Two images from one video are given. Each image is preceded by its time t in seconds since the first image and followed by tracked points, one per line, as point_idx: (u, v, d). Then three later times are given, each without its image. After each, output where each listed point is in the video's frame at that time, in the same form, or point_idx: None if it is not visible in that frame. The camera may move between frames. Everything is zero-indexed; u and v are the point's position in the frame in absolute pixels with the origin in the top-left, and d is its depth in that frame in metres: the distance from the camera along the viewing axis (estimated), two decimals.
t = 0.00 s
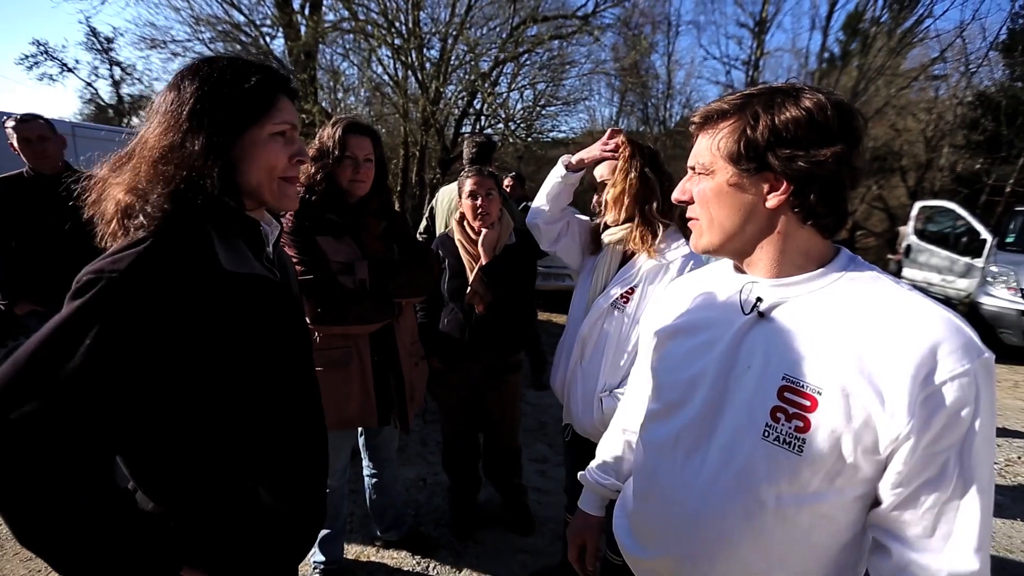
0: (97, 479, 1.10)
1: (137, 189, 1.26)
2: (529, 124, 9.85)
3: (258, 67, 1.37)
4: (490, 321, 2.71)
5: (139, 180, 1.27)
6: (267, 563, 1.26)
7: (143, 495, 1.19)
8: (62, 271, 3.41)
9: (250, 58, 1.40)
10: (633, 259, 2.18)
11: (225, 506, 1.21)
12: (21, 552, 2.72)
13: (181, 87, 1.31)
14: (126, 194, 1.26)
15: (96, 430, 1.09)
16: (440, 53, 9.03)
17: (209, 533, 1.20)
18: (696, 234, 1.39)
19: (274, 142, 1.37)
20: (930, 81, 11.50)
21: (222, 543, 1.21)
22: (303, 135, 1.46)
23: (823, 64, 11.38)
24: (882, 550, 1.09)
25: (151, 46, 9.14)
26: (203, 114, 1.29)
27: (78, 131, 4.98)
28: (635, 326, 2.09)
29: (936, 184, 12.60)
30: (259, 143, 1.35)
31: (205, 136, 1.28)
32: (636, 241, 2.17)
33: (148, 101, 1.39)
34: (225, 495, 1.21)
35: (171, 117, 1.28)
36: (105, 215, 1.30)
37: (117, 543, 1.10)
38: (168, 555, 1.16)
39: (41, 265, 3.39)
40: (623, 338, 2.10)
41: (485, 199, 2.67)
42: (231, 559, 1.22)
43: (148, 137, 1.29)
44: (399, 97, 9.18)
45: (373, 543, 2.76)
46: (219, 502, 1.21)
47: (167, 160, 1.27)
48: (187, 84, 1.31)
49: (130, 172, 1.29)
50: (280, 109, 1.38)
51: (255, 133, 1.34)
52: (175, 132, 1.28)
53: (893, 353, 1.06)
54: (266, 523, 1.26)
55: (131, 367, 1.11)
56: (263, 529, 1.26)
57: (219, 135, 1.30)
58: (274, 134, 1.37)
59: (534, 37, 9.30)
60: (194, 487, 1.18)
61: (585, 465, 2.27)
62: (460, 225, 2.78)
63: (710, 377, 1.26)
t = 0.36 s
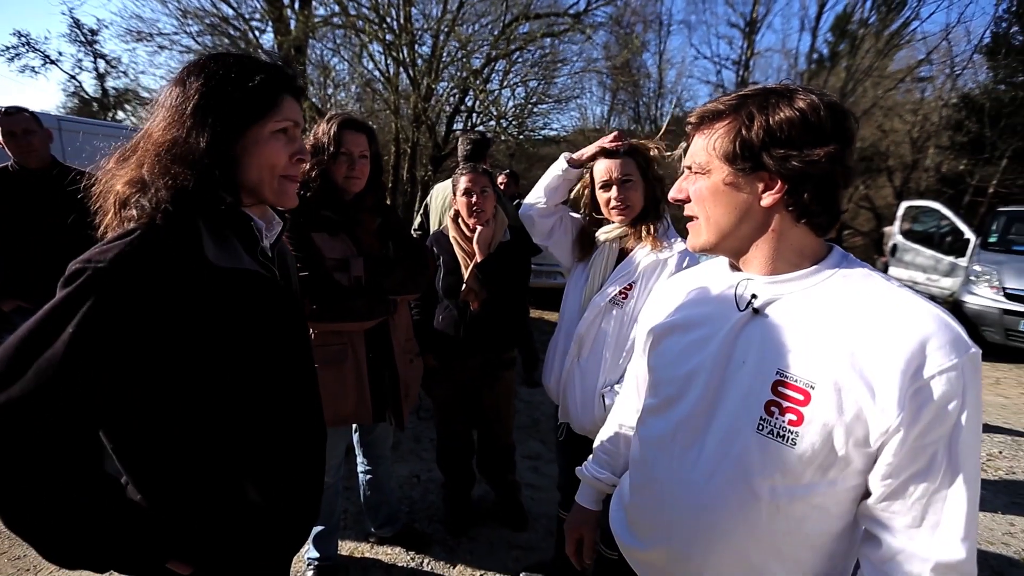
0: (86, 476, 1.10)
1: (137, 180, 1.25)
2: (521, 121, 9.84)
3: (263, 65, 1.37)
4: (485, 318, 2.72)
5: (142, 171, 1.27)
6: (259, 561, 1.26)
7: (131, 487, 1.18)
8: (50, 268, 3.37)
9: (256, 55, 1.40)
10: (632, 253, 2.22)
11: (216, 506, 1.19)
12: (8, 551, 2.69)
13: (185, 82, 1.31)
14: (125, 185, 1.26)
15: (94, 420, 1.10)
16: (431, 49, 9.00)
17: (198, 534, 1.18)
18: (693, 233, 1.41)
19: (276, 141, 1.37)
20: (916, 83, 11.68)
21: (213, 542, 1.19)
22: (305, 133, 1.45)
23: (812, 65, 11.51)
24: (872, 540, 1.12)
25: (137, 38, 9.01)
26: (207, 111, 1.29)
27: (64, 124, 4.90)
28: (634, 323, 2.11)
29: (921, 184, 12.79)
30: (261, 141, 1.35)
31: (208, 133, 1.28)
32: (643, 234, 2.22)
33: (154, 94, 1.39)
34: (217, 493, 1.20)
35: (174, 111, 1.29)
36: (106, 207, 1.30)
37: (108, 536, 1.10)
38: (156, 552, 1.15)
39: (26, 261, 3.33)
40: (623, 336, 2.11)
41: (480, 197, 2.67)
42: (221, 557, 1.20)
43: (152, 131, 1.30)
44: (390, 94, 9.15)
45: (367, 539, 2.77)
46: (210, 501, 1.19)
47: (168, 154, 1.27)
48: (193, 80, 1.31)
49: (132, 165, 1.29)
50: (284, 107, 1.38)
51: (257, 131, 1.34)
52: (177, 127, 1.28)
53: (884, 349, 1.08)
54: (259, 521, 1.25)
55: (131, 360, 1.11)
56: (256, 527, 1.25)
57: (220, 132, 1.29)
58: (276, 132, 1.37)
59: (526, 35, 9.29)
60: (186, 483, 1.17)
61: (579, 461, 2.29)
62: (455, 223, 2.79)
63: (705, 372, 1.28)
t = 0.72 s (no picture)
0: (90, 477, 1.08)
1: (146, 179, 1.25)
2: (516, 120, 9.81)
3: (280, 68, 1.38)
4: (483, 317, 2.71)
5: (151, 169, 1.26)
6: (265, 559, 1.25)
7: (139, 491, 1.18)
8: (43, 266, 3.33)
9: (267, 55, 1.39)
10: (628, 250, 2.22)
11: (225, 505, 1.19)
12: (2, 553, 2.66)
13: (193, 77, 1.30)
14: (133, 184, 1.26)
15: (98, 424, 1.08)
16: (426, 47, 8.97)
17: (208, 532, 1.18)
18: (697, 231, 1.42)
19: (285, 142, 1.36)
20: (908, 82, 11.77)
21: (222, 542, 1.19)
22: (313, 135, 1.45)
23: (805, 64, 11.57)
24: (874, 534, 1.13)
25: (129, 34, 8.92)
26: (218, 110, 1.28)
27: (56, 122, 4.82)
28: (632, 320, 2.13)
29: (914, 183, 12.88)
30: (270, 142, 1.34)
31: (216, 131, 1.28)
32: (637, 234, 2.23)
33: (159, 88, 1.38)
34: (226, 492, 1.19)
35: (182, 108, 1.28)
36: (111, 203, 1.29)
37: (114, 540, 1.10)
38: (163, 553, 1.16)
39: (18, 259, 3.30)
40: (621, 333, 2.12)
41: (478, 195, 2.66)
42: (228, 558, 1.20)
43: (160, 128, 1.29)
44: (385, 92, 9.12)
45: (365, 538, 2.76)
46: (218, 500, 1.18)
47: (177, 152, 1.26)
48: (204, 77, 1.29)
49: (139, 163, 1.28)
50: (296, 110, 1.38)
51: (267, 131, 1.34)
52: (186, 124, 1.27)
53: (886, 346, 1.09)
54: (265, 520, 1.25)
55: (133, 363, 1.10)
56: (264, 526, 1.24)
57: (228, 129, 1.29)
58: (284, 132, 1.36)
59: (521, 33, 9.27)
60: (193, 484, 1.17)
61: (578, 459, 2.29)
62: (453, 221, 2.79)
63: (708, 370, 1.29)
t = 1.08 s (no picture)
0: (94, 477, 1.07)
1: (159, 179, 1.26)
2: (515, 120, 9.80)
3: (291, 69, 1.38)
4: (483, 317, 2.71)
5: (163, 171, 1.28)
6: (271, 559, 1.26)
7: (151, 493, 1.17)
8: (43, 265, 3.32)
9: (276, 56, 1.39)
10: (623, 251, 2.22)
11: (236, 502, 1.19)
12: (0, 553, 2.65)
13: (202, 77, 1.30)
14: (146, 184, 1.26)
15: (105, 426, 1.08)
16: (425, 47, 8.97)
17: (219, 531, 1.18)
18: (705, 233, 1.41)
19: (291, 140, 1.36)
20: (906, 85, 11.83)
21: (230, 540, 1.19)
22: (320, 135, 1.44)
23: (804, 66, 11.60)
24: (875, 534, 1.13)
25: (127, 32, 8.90)
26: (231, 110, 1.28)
27: (55, 119, 4.86)
28: (628, 319, 2.12)
29: (911, 185, 12.91)
30: (279, 140, 1.34)
31: (225, 130, 1.28)
32: (630, 235, 2.23)
33: (168, 90, 1.38)
34: (235, 491, 1.20)
35: (192, 108, 1.27)
36: (124, 203, 1.30)
37: (124, 541, 1.09)
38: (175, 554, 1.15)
39: (9, 256, 3.28)
40: (617, 332, 2.13)
41: (479, 195, 2.66)
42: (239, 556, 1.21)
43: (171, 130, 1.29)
44: (384, 91, 9.12)
45: (365, 538, 2.76)
46: (230, 498, 1.19)
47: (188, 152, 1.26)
48: (217, 77, 1.30)
49: (154, 163, 1.30)
50: (304, 109, 1.38)
51: (275, 131, 1.33)
52: (195, 124, 1.27)
53: (888, 346, 1.10)
54: (273, 518, 1.25)
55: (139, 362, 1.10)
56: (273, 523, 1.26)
57: (237, 129, 1.28)
58: (292, 131, 1.36)
59: (521, 33, 9.28)
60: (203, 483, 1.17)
61: (578, 460, 2.30)
62: (453, 222, 2.79)
63: (711, 371, 1.29)
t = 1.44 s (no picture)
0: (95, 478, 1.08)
1: (163, 178, 1.27)
2: (514, 118, 9.78)
3: (288, 63, 1.36)
4: (483, 316, 2.72)
5: (167, 169, 1.28)
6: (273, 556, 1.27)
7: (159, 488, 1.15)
8: (42, 265, 3.32)
9: (279, 55, 1.39)
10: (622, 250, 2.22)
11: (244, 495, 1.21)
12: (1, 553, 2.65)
13: (208, 77, 1.31)
14: (150, 181, 1.27)
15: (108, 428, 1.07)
16: (425, 45, 8.96)
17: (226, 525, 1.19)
18: (715, 233, 1.37)
19: (292, 139, 1.35)
20: (905, 83, 11.85)
21: (240, 539, 1.21)
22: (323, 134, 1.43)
23: (803, 64, 11.60)
24: (874, 524, 1.14)
25: (125, 31, 8.88)
26: (234, 108, 1.28)
27: (53, 118, 4.85)
28: (628, 318, 2.13)
29: (911, 183, 12.91)
30: (279, 139, 1.34)
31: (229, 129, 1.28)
32: (629, 234, 2.23)
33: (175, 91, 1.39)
34: (241, 491, 1.21)
35: (197, 107, 1.28)
36: (127, 204, 1.30)
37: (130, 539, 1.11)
38: (179, 551, 1.16)
39: (8, 256, 3.27)
40: (617, 330, 2.13)
41: (478, 194, 2.66)
42: (245, 551, 1.22)
43: (175, 128, 1.30)
44: (383, 90, 9.11)
45: (365, 537, 2.76)
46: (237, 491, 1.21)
47: (192, 149, 1.27)
48: (218, 77, 1.30)
49: (159, 164, 1.30)
50: (304, 107, 1.37)
51: (276, 128, 1.33)
52: (199, 122, 1.28)
53: (889, 341, 1.11)
54: (276, 515, 1.26)
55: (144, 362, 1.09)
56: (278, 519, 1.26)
57: (241, 127, 1.29)
58: (293, 129, 1.35)
59: (520, 32, 9.27)
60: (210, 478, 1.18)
61: (578, 458, 2.30)
62: (453, 221, 2.78)
63: (714, 369, 1.29)
